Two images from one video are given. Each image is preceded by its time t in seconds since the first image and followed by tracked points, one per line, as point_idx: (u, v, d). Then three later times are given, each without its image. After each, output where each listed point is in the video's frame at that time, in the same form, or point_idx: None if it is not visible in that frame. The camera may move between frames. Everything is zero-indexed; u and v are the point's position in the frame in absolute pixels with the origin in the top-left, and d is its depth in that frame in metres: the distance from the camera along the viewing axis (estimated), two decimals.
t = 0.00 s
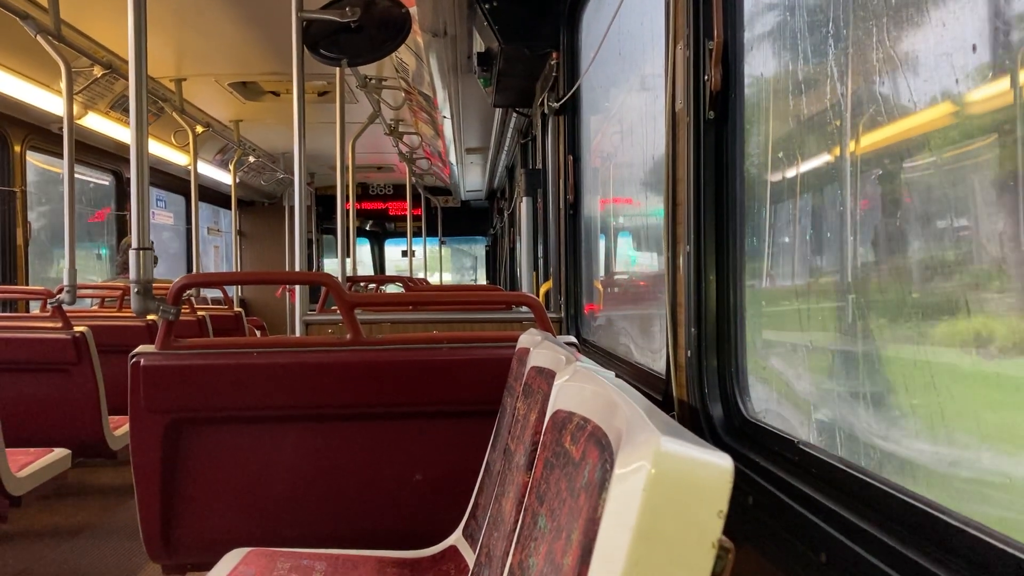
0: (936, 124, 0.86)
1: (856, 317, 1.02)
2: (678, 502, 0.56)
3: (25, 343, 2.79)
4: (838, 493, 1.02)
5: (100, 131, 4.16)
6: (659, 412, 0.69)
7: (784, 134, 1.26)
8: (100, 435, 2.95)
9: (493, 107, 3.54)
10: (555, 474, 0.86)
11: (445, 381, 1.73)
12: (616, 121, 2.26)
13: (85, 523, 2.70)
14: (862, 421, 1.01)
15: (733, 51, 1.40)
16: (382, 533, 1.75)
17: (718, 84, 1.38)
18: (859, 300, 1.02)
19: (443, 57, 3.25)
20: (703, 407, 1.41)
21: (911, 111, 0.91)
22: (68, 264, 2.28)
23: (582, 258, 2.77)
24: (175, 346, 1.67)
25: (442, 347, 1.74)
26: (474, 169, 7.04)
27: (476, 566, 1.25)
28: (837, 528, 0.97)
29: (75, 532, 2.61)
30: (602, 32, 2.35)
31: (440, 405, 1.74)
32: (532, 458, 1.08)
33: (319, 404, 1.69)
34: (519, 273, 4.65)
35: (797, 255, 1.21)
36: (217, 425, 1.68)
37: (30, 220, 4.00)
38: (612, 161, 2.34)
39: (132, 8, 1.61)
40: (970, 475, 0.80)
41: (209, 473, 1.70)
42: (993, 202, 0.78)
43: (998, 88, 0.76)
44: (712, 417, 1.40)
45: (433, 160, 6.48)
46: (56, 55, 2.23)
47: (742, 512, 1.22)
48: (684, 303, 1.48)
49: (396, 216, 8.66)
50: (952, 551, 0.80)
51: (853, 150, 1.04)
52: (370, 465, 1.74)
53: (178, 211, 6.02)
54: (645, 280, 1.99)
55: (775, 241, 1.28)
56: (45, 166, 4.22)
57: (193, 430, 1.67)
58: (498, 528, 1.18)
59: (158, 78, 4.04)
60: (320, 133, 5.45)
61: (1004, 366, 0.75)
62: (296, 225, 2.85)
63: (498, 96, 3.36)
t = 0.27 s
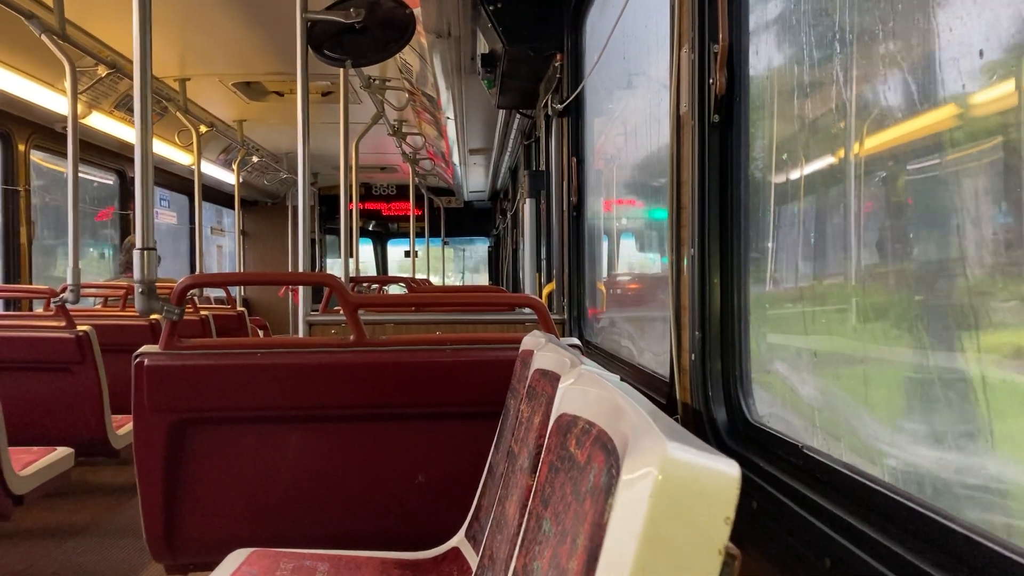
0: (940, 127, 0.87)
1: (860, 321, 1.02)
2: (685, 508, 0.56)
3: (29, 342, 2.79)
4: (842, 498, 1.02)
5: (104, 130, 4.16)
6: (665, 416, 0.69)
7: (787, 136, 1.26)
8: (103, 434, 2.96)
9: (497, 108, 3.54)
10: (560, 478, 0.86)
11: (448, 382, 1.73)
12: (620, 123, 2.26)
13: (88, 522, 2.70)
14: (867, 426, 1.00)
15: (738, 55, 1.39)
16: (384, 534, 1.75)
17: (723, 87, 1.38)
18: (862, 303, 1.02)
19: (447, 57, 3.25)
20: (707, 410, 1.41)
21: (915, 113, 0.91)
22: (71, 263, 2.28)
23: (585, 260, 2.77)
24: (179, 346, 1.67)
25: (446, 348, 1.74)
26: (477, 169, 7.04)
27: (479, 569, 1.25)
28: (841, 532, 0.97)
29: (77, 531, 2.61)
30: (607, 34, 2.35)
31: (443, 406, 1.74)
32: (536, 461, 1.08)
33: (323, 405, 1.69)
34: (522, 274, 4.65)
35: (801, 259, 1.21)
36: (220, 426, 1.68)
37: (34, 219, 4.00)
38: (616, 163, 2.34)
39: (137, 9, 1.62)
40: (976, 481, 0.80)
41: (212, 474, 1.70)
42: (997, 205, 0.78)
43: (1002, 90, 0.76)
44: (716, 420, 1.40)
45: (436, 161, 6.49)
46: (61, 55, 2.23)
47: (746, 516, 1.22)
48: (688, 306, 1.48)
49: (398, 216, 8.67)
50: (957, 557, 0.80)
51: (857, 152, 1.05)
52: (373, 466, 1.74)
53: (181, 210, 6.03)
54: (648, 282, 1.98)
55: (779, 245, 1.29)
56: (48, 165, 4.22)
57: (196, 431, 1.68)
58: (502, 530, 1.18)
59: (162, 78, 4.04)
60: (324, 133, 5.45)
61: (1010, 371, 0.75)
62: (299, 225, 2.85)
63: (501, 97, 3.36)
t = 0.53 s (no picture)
0: (945, 133, 0.87)
1: (866, 326, 1.03)
2: (699, 516, 0.56)
3: (33, 339, 2.79)
4: (850, 505, 1.03)
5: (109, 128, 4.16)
6: (676, 424, 0.69)
7: (794, 141, 1.26)
8: (107, 431, 2.96)
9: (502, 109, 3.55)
10: (569, 483, 0.86)
11: (454, 384, 1.73)
12: (626, 126, 2.26)
13: (91, 520, 2.70)
14: (876, 433, 1.00)
15: (749, 60, 1.39)
16: (388, 535, 1.75)
17: (734, 92, 1.38)
18: (867, 308, 1.03)
19: (454, 58, 3.25)
20: (714, 415, 1.41)
21: (921, 119, 0.92)
22: (77, 262, 2.28)
23: (591, 262, 2.77)
24: (185, 345, 1.67)
25: (451, 350, 1.74)
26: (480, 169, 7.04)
27: (485, 571, 1.25)
28: (850, 540, 0.97)
29: (80, 528, 2.61)
30: (614, 37, 2.35)
31: (449, 408, 1.74)
32: (543, 465, 1.08)
33: (328, 406, 1.69)
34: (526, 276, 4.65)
35: (807, 264, 1.21)
36: (225, 425, 1.68)
37: (39, 216, 4.01)
38: (621, 165, 2.35)
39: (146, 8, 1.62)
40: (988, 490, 0.80)
41: (217, 473, 1.70)
42: (1004, 212, 0.78)
43: (1007, 98, 0.77)
44: (723, 425, 1.40)
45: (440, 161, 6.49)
46: (69, 53, 2.23)
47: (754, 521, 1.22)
48: (696, 311, 1.48)
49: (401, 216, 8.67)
50: (968, 566, 0.80)
51: (863, 157, 1.05)
52: (378, 467, 1.74)
53: (185, 208, 6.03)
54: (654, 286, 1.99)
55: (784, 248, 1.29)
56: (54, 162, 4.23)
57: (201, 430, 1.68)
58: (508, 533, 1.18)
59: (168, 76, 4.05)
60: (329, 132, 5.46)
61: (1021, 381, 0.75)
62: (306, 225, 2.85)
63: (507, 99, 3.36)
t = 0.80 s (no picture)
0: (951, 135, 0.87)
1: (873, 327, 1.03)
2: (710, 512, 0.56)
3: (37, 336, 2.79)
4: (857, 504, 1.02)
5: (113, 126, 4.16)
6: (685, 420, 0.69)
7: (800, 141, 1.26)
8: (110, 429, 2.96)
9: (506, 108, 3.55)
10: (576, 480, 0.86)
11: (458, 382, 1.73)
12: (631, 125, 2.26)
13: (93, 517, 2.70)
14: (884, 432, 1.00)
15: (757, 59, 1.39)
16: (391, 533, 1.75)
17: (741, 91, 1.37)
18: (873, 309, 1.03)
19: (458, 57, 3.25)
20: (720, 413, 1.41)
21: (927, 120, 0.92)
22: (81, 258, 2.28)
23: (594, 262, 2.77)
24: (189, 342, 1.67)
25: (455, 348, 1.74)
26: (483, 169, 7.04)
27: (489, 569, 1.25)
28: (858, 538, 0.97)
29: (83, 525, 2.62)
30: (620, 36, 2.35)
31: (453, 406, 1.74)
32: (549, 462, 1.08)
33: (332, 403, 1.69)
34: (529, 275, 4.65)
35: (813, 264, 1.21)
36: (230, 423, 1.68)
37: (43, 213, 4.01)
38: (626, 165, 2.35)
39: (152, 5, 1.62)
40: (997, 489, 0.80)
41: (220, 471, 1.70)
42: (1010, 212, 0.78)
43: (1014, 99, 0.77)
44: (728, 424, 1.39)
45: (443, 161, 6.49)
46: (74, 50, 2.23)
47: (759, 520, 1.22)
48: (702, 310, 1.48)
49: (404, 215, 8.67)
50: (977, 565, 0.80)
51: (868, 158, 1.05)
52: (382, 465, 1.74)
53: (188, 207, 6.04)
54: (658, 285, 1.98)
55: (791, 249, 1.29)
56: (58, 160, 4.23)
57: (205, 427, 1.68)
58: (512, 531, 1.18)
59: (172, 75, 4.05)
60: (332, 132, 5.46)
61: None
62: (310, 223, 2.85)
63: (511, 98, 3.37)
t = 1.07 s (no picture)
0: (952, 135, 0.87)
1: (875, 327, 1.03)
2: (712, 516, 0.56)
3: (38, 335, 2.80)
4: (860, 504, 1.02)
5: (114, 126, 4.17)
6: (687, 422, 0.69)
7: (802, 142, 1.26)
8: (112, 428, 2.97)
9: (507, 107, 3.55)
10: (578, 481, 0.85)
11: (459, 382, 1.73)
12: (632, 125, 2.27)
13: (95, 516, 2.71)
14: (886, 432, 1.00)
15: (758, 58, 1.39)
16: (392, 533, 1.75)
17: (743, 91, 1.37)
18: (874, 310, 1.03)
19: (459, 57, 3.25)
20: (721, 414, 1.41)
21: (928, 120, 0.92)
22: (83, 259, 2.28)
23: (595, 262, 2.77)
24: (191, 342, 1.67)
25: (456, 348, 1.74)
26: (484, 168, 7.04)
27: (490, 569, 1.25)
28: (859, 539, 0.97)
29: (84, 525, 2.62)
30: (621, 36, 2.35)
31: (454, 406, 1.74)
32: (551, 463, 1.08)
33: (333, 403, 1.69)
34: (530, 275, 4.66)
35: (814, 264, 1.21)
36: (231, 422, 1.68)
37: (44, 213, 4.01)
38: (626, 165, 2.35)
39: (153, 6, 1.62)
40: (1000, 489, 0.80)
41: (222, 470, 1.70)
42: (1011, 212, 0.78)
43: (1014, 98, 0.77)
44: (730, 424, 1.39)
45: (444, 161, 6.50)
46: (76, 50, 2.24)
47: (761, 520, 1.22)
48: (703, 310, 1.48)
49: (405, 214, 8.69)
50: (978, 565, 0.80)
51: (870, 158, 1.04)
52: (383, 465, 1.74)
53: (189, 206, 6.04)
54: (659, 285, 1.98)
55: (792, 249, 1.29)
56: (60, 160, 4.24)
57: (206, 427, 1.68)
58: (514, 532, 1.18)
59: (173, 74, 4.05)
60: (333, 131, 5.46)
61: None
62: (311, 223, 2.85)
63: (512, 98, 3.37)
